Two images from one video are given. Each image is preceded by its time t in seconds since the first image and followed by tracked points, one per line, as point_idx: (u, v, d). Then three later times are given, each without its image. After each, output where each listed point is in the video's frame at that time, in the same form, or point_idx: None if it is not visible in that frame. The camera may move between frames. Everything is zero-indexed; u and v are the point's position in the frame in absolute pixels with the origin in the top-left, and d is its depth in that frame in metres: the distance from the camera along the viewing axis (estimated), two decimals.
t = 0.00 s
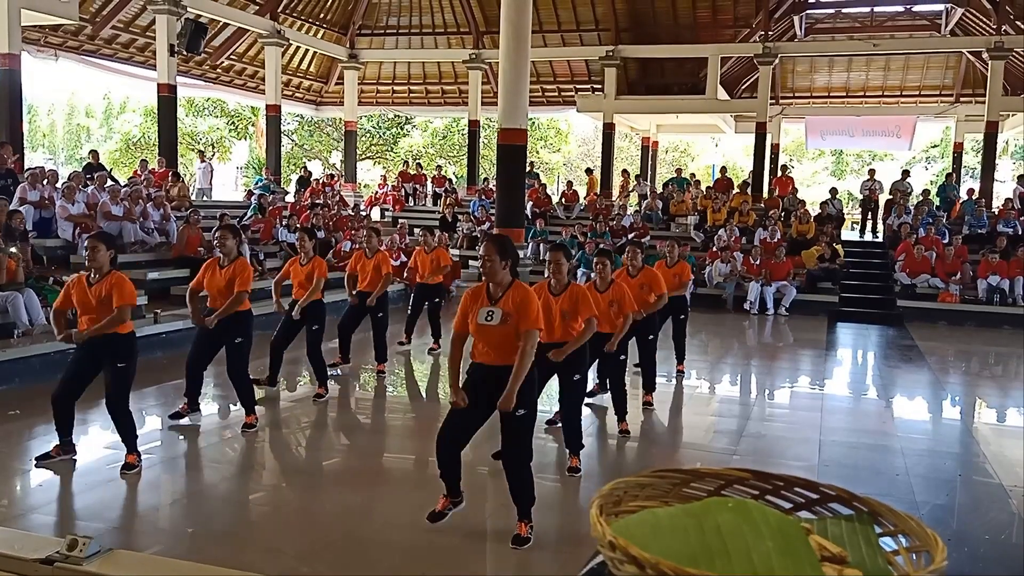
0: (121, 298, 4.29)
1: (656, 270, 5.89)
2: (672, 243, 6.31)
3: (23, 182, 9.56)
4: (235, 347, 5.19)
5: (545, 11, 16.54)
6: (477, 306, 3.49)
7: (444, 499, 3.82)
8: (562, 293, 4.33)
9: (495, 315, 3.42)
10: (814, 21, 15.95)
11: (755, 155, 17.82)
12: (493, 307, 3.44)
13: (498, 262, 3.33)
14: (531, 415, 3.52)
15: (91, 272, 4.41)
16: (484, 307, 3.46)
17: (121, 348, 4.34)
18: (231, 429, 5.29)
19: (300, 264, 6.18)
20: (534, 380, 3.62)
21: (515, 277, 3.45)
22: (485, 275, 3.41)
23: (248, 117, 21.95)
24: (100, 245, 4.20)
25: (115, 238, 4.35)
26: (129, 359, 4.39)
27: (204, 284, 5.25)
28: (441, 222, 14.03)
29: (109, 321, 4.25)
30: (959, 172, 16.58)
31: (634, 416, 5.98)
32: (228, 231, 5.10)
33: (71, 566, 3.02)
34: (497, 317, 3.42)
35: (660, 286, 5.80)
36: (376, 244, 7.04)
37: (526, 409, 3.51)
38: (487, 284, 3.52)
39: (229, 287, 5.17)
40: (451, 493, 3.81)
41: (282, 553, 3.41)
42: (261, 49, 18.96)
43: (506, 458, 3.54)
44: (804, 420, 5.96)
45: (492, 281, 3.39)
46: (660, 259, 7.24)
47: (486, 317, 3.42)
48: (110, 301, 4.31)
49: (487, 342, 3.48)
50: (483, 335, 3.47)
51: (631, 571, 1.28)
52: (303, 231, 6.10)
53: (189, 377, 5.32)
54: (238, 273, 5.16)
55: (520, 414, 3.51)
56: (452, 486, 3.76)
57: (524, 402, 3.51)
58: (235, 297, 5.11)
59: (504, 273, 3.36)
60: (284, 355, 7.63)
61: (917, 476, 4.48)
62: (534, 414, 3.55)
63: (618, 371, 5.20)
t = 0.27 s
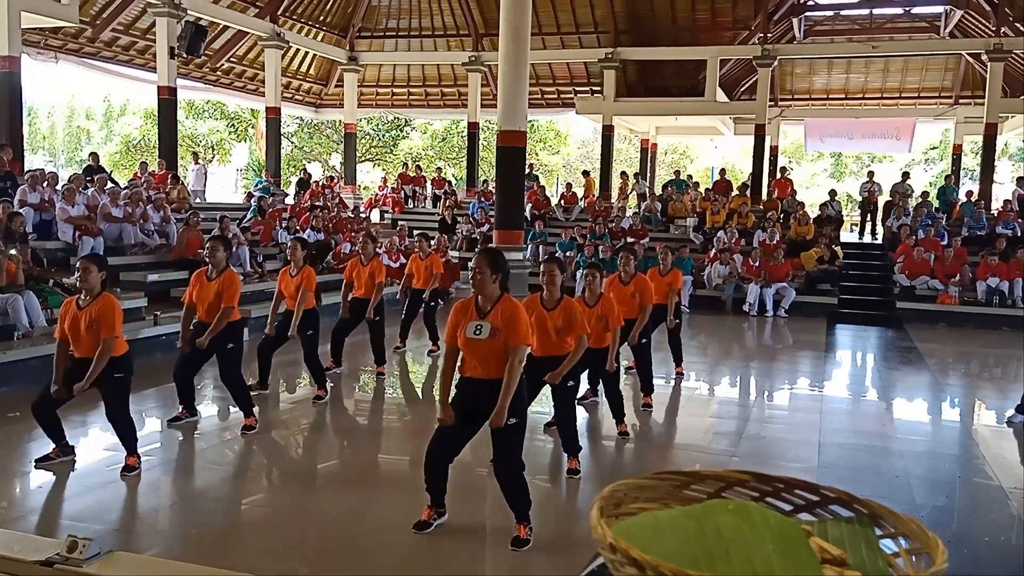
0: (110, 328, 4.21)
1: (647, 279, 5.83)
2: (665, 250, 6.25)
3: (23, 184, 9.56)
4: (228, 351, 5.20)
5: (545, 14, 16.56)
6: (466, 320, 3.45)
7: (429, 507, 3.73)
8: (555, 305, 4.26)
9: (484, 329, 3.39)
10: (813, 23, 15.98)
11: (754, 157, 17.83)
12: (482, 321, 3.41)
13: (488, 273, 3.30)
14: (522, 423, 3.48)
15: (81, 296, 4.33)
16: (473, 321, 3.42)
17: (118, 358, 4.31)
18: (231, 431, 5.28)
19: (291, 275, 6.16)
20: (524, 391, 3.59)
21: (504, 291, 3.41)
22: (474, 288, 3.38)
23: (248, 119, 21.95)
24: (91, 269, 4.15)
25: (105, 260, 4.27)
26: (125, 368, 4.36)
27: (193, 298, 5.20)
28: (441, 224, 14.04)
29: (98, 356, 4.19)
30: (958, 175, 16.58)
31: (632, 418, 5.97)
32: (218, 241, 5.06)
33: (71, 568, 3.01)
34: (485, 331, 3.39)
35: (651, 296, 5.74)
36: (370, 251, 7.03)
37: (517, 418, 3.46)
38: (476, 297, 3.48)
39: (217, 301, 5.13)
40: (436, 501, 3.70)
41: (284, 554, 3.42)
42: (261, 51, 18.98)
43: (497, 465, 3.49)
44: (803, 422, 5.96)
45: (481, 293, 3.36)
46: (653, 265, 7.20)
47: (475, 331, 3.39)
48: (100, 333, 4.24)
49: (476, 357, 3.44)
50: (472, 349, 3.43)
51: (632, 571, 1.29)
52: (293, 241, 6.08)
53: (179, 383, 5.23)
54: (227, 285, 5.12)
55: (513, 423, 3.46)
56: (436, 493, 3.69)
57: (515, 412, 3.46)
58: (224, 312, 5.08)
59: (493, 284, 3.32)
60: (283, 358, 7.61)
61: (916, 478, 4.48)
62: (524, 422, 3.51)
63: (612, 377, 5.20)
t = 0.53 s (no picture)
0: (104, 318, 4.23)
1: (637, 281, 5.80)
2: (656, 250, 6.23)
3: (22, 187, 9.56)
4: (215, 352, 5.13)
5: (544, 15, 16.55)
6: (450, 319, 3.42)
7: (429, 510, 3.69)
8: (547, 304, 4.24)
9: (469, 328, 3.36)
10: (812, 25, 15.99)
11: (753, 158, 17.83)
12: (466, 319, 3.38)
13: (473, 269, 3.30)
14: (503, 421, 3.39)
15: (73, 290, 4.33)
16: (457, 320, 3.39)
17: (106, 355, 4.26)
18: (230, 433, 5.26)
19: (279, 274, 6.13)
20: (506, 394, 3.53)
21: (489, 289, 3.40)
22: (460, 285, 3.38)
23: (247, 120, 21.92)
24: (84, 262, 4.16)
25: (97, 254, 4.29)
26: (114, 366, 4.31)
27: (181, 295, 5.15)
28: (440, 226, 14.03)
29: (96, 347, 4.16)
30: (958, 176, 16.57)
31: (631, 420, 5.95)
32: (207, 240, 5.05)
33: (70, 571, 3.00)
34: (471, 329, 3.36)
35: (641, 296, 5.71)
36: (363, 252, 7.03)
37: (498, 417, 3.39)
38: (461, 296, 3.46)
39: (206, 299, 5.08)
40: (436, 504, 3.67)
41: (284, 557, 3.41)
42: (260, 53, 18.93)
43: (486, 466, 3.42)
44: (803, 424, 5.94)
45: (466, 290, 3.35)
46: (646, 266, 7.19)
47: (460, 330, 3.36)
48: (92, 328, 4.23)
49: (459, 357, 3.39)
50: (456, 350, 3.39)
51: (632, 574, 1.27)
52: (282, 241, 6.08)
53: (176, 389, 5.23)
54: (215, 284, 5.08)
55: (494, 421, 3.39)
56: (433, 496, 3.65)
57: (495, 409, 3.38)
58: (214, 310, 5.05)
59: (478, 281, 3.32)
60: (283, 360, 7.58)
61: (916, 482, 4.45)
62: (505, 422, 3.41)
63: (601, 378, 5.18)
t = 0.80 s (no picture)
0: (101, 292, 4.27)
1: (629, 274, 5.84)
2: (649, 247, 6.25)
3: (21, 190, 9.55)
4: (205, 349, 5.16)
5: (542, 18, 16.56)
6: (435, 300, 3.47)
7: (426, 513, 3.68)
8: (537, 293, 4.27)
9: (454, 310, 3.41)
10: (809, 27, 16.01)
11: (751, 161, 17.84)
12: (452, 302, 3.43)
13: (460, 254, 3.36)
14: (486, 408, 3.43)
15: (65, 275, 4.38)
16: (443, 302, 3.44)
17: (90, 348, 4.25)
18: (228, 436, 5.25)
19: (269, 266, 6.10)
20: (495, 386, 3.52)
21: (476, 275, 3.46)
22: (447, 271, 3.44)
23: (246, 123, 21.96)
24: (75, 245, 4.24)
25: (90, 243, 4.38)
26: (97, 358, 4.29)
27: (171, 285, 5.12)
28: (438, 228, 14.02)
29: (86, 311, 4.18)
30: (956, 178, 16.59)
31: (627, 422, 5.94)
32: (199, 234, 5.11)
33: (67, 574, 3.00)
34: (456, 312, 3.41)
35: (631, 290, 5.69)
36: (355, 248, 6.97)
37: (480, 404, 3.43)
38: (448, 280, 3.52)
39: (200, 289, 5.06)
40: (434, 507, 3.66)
41: (283, 559, 3.41)
42: (258, 57, 18.88)
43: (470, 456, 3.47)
44: (802, 426, 5.94)
45: (453, 276, 3.41)
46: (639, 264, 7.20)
47: (445, 312, 3.41)
48: (82, 293, 4.26)
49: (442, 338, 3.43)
50: (439, 330, 3.43)
51: None
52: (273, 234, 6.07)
53: (178, 391, 5.24)
54: (209, 275, 5.07)
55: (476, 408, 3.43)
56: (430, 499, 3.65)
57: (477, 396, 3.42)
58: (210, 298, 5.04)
59: (464, 267, 3.38)
60: (281, 363, 7.57)
61: (914, 484, 4.46)
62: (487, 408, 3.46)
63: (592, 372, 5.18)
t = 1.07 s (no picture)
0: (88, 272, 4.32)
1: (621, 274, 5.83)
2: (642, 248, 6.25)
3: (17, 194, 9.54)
4: (197, 353, 5.12)
5: (538, 22, 16.56)
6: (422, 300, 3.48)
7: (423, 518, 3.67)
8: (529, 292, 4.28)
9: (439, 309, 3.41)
10: (805, 31, 16.06)
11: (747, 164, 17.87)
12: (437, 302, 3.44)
13: (447, 253, 3.37)
14: (472, 409, 3.48)
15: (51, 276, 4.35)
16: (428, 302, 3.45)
17: (76, 351, 4.32)
18: (224, 440, 5.23)
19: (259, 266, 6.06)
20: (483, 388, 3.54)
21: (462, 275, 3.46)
22: (433, 271, 3.44)
23: (242, 127, 21.95)
24: (63, 244, 4.22)
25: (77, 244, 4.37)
26: (81, 362, 4.35)
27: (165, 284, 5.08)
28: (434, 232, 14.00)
29: (74, 282, 4.22)
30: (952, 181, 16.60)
31: (622, 425, 5.93)
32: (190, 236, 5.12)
33: None
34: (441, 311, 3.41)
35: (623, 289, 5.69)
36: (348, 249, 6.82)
37: (467, 406, 3.48)
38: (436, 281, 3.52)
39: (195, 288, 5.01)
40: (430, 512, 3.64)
41: (278, 564, 3.40)
42: (255, 61, 18.83)
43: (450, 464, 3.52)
44: (798, 429, 5.93)
45: (440, 276, 3.41)
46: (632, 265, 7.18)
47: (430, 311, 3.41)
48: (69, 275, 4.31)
49: (427, 337, 3.44)
50: (424, 328, 3.44)
51: None
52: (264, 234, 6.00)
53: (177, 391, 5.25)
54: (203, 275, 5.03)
55: (462, 410, 3.47)
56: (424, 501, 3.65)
57: (463, 398, 3.46)
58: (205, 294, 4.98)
59: (451, 265, 3.39)
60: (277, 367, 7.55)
61: (911, 487, 4.46)
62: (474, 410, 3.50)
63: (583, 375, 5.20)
